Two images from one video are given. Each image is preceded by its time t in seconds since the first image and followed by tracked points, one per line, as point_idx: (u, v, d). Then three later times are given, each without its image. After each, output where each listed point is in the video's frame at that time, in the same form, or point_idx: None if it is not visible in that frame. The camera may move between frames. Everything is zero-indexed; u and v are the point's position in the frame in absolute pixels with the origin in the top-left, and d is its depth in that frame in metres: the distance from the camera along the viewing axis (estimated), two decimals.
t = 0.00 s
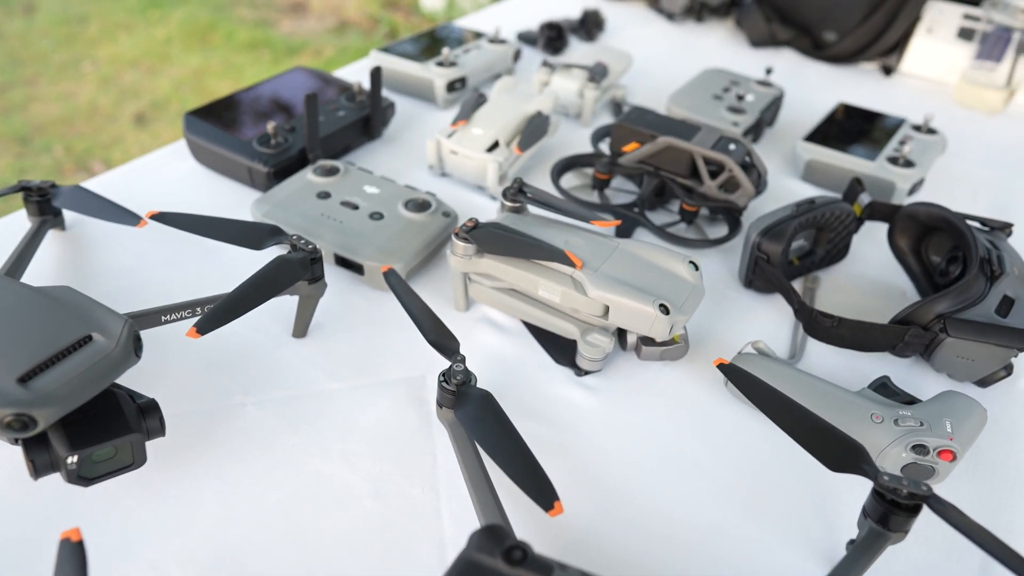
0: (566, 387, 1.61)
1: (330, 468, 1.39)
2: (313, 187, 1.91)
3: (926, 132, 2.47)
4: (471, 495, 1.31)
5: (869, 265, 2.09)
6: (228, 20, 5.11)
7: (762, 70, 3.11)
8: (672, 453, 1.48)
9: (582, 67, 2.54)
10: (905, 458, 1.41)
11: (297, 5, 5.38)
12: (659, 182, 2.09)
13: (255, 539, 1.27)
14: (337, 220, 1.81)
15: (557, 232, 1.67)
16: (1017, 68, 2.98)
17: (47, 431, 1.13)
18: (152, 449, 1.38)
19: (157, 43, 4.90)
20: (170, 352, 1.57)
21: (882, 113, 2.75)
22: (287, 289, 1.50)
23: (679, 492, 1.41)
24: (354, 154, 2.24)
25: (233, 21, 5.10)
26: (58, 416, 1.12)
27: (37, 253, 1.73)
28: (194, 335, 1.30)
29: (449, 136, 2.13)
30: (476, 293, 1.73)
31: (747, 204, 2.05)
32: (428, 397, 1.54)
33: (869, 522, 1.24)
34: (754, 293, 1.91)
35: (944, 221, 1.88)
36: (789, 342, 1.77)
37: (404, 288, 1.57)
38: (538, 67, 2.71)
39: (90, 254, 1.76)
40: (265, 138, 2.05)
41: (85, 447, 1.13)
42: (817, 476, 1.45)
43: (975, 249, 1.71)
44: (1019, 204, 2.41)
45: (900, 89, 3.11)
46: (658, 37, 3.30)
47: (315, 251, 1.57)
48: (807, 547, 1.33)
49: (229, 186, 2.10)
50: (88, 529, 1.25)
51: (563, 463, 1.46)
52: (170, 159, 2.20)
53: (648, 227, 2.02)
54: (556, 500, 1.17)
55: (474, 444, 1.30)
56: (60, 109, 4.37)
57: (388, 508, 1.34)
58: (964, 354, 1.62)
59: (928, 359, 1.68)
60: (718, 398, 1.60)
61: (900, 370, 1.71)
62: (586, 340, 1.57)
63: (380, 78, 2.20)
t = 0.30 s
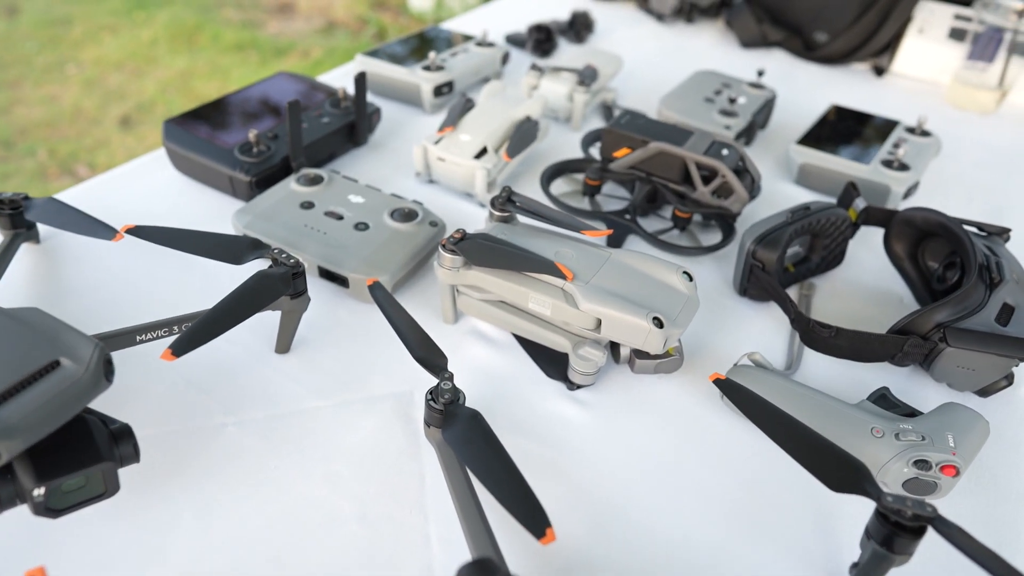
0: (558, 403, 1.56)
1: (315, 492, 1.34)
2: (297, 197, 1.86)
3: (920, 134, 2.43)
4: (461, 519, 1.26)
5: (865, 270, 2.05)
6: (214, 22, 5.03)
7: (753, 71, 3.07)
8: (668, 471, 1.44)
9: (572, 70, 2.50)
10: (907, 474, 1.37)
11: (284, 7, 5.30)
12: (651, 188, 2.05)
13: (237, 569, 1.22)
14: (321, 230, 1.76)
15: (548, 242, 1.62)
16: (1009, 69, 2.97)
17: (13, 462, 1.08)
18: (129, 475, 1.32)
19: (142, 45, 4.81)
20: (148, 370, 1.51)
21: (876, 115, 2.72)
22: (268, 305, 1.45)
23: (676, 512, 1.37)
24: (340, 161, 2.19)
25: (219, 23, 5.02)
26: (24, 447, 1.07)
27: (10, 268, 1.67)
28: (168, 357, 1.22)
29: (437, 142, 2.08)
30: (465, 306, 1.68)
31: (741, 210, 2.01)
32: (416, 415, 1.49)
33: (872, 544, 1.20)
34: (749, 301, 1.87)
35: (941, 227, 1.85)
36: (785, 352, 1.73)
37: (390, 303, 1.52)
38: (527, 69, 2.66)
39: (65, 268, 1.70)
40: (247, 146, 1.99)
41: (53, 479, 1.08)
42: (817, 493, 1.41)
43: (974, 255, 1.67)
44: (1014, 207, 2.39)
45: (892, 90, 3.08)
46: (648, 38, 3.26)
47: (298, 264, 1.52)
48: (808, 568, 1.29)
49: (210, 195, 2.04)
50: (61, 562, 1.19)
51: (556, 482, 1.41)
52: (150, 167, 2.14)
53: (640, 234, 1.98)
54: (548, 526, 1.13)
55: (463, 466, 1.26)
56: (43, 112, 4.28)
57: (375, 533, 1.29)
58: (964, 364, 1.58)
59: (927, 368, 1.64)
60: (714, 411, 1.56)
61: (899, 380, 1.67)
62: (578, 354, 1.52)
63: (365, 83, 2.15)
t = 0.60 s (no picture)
0: (549, 419, 1.51)
1: (296, 517, 1.29)
2: (277, 207, 1.80)
3: (914, 135, 2.40)
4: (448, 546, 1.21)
5: (860, 276, 2.01)
6: (199, 24, 4.94)
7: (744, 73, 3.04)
8: (663, 490, 1.39)
9: (560, 73, 2.45)
10: (909, 490, 1.33)
11: (270, 8, 5.22)
12: (642, 194, 2.01)
13: None
14: (303, 241, 1.70)
15: (537, 252, 1.57)
16: (1003, 69, 2.93)
17: None
18: (101, 503, 1.26)
19: (125, 48, 4.72)
20: (123, 391, 1.45)
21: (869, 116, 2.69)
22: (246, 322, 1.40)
23: (672, 534, 1.32)
24: (323, 168, 2.13)
25: (204, 25, 4.93)
26: None
27: None
28: (136, 380, 1.18)
29: (422, 148, 2.02)
30: (453, 319, 1.63)
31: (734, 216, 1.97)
32: (402, 433, 1.44)
33: (875, 567, 1.16)
34: (743, 310, 1.82)
35: (938, 231, 1.81)
36: (781, 363, 1.69)
37: (374, 317, 1.47)
38: (515, 72, 2.61)
39: (36, 283, 1.64)
40: (226, 154, 1.93)
41: (13, 513, 1.03)
42: (817, 510, 1.37)
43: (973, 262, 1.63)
44: (1009, 210, 2.36)
45: (884, 90, 3.05)
46: (638, 39, 3.22)
47: (277, 276, 1.47)
48: None
49: (189, 205, 1.98)
50: None
51: (547, 503, 1.36)
52: (127, 176, 2.07)
53: (631, 242, 1.93)
54: (539, 554, 1.07)
55: (450, 491, 1.21)
56: (24, 117, 4.18)
57: (360, 561, 1.23)
58: (965, 374, 1.54)
59: (927, 379, 1.60)
60: (709, 426, 1.51)
61: (897, 390, 1.63)
62: (569, 368, 1.47)
63: (348, 88, 2.09)
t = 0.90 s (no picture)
0: (539, 435, 1.46)
1: (276, 545, 1.23)
2: (257, 216, 1.74)
3: (909, 136, 2.35)
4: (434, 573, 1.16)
5: (857, 281, 1.97)
6: (184, 25, 4.85)
7: (736, 73, 2.99)
8: (659, 508, 1.34)
9: (549, 75, 2.40)
10: (913, 506, 1.28)
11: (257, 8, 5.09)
12: (634, 199, 1.96)
13: None
14: (283, 252, 1.64)
15: (525, 262, 1.52)
16: (996, 68, 2.90)
17: None
18: (70, 534, 1.20)
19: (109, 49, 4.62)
20: (95, 411, 1.39)
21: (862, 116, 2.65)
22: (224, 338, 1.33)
23: (668, 556, 1.27)
24: (305, 174, 2.07)
25: (189, 26, 4.84)
26: None
27: None
28: (104, 405, 1.10)
29: (407, 154, 1.96)
30: (439, 331, 1.57)
31: (728, 221, 1.92)
32: (386, 452, 1.38)
33: None
34: (738, 317, 1.78)
35: (937, 236, 1.76)
36: (778, 373, 1.64)
37: (358, 332, 1.41)
38: (502, 74, 2.56)
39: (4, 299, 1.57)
40: (203, 162, 1.87)
41: None
42: (817, 529, 1.32)
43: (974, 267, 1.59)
44: (1004, 211, 2.32)
45: (877, 90, 3.01)
46: (628, 39, 3.17)
47: (254, 290, 1.41)
48: None
49: (167, 214, 1.92)
50: None
51: (538, 524, 1.31)
52: (102, 184, 2.00)
53: (623, 248, 1.88)
54: None
55: (435, 516, 1.15)
56: (4, 122, 4.08)
57: None
58: (967, 384, 1.50)
59: (927, 388, 1.56)
60: (705, 440, 1.47)
61: (896, 400, 1.59)
62: (560, 382, 1.42)
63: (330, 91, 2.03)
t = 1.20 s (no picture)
0: (531, 452, 1.41)
1: (256, 574, 1.17)
2: (237, 225, 1.68)
3: (904, 137, 2.31)
4: None
5: (854, 287, 1.93)
6: (169, 26, 4.76)
7: (727, 74, 2.95)
8: (656, 528, 1.30)
9: (538, 77, 2.35)
10: (917, 524, 1.24)
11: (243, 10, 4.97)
12: (626, 205, 1.91)
13: None
14: (264, 263, 1.58)
15: (515, 273, 1.47)
16: (989, 67, 2.87)
17: None
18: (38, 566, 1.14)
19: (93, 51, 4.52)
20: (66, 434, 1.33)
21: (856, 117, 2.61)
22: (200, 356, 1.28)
23: None
24: (288, 181, 2.01)
25: (174, 28, 4.75)
26: None
27: None
28: (69, 431, 1.04)
29: (393, 159, 1.91)
30: (426, 345, 1.52)
31: (723, 227, 1.87)
32: (372, 473, 1.33)
33: None
34: (734, 326, 1.73)
35: (936, 240, 1.72)
36: (776, 384, 1.59)
37: (341, 347, 1.36)
38: (490, 76, 2.50)
39: None
40: (181, 169, 1.81)
41: None
42: (820, 549, 1.27)
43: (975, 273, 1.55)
44: (1001, 213, 2.29)
45: (870, 90, 2.97)
46: (618, 40, 3.12)
47: (232, 304, 1.35)
48: None
49: (144, 223, 1.85)
50: None
51: (531, 547, 1.26)
52: (77, 193, 1.94)
53: (615, 256, 1.83)
54: None
55: (422, 545, 1.10)
56: None
57: None
58: (969, 394, 1.46)
59: (929, 398, 1.52)
60: (702, 455, 1.42)
61: (897, 411, 1.55)
62: (551, 398, 1.37)
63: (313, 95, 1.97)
